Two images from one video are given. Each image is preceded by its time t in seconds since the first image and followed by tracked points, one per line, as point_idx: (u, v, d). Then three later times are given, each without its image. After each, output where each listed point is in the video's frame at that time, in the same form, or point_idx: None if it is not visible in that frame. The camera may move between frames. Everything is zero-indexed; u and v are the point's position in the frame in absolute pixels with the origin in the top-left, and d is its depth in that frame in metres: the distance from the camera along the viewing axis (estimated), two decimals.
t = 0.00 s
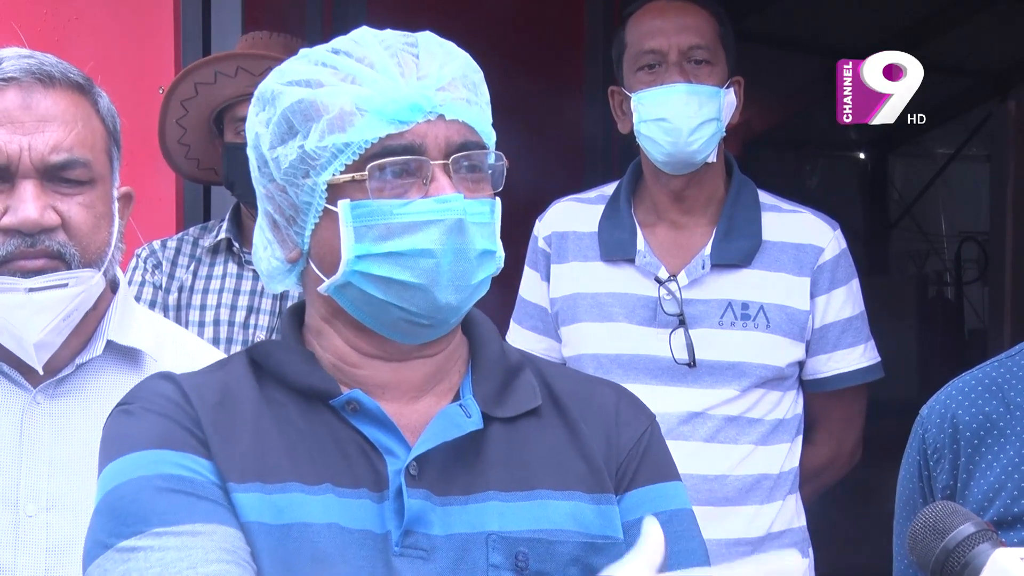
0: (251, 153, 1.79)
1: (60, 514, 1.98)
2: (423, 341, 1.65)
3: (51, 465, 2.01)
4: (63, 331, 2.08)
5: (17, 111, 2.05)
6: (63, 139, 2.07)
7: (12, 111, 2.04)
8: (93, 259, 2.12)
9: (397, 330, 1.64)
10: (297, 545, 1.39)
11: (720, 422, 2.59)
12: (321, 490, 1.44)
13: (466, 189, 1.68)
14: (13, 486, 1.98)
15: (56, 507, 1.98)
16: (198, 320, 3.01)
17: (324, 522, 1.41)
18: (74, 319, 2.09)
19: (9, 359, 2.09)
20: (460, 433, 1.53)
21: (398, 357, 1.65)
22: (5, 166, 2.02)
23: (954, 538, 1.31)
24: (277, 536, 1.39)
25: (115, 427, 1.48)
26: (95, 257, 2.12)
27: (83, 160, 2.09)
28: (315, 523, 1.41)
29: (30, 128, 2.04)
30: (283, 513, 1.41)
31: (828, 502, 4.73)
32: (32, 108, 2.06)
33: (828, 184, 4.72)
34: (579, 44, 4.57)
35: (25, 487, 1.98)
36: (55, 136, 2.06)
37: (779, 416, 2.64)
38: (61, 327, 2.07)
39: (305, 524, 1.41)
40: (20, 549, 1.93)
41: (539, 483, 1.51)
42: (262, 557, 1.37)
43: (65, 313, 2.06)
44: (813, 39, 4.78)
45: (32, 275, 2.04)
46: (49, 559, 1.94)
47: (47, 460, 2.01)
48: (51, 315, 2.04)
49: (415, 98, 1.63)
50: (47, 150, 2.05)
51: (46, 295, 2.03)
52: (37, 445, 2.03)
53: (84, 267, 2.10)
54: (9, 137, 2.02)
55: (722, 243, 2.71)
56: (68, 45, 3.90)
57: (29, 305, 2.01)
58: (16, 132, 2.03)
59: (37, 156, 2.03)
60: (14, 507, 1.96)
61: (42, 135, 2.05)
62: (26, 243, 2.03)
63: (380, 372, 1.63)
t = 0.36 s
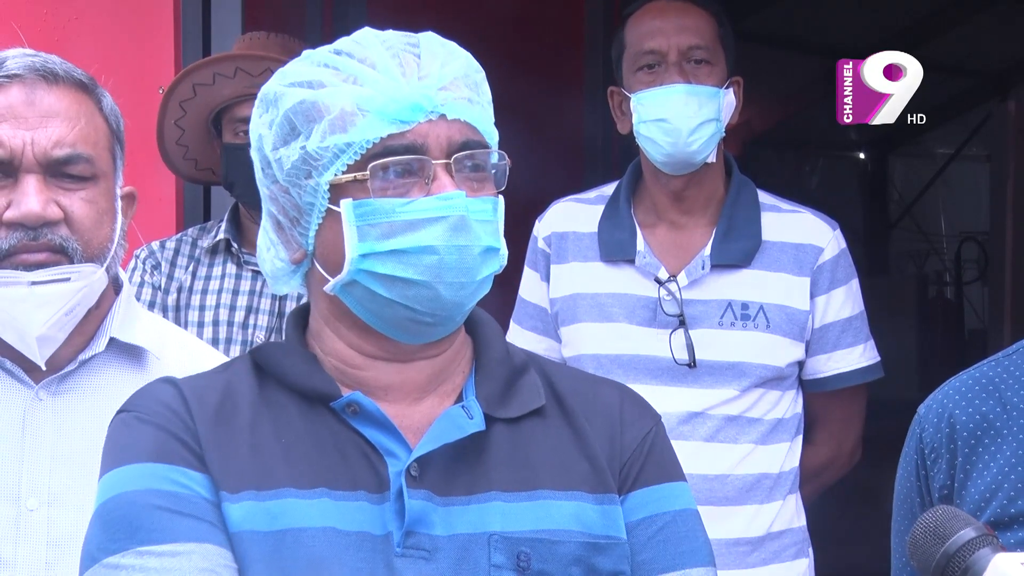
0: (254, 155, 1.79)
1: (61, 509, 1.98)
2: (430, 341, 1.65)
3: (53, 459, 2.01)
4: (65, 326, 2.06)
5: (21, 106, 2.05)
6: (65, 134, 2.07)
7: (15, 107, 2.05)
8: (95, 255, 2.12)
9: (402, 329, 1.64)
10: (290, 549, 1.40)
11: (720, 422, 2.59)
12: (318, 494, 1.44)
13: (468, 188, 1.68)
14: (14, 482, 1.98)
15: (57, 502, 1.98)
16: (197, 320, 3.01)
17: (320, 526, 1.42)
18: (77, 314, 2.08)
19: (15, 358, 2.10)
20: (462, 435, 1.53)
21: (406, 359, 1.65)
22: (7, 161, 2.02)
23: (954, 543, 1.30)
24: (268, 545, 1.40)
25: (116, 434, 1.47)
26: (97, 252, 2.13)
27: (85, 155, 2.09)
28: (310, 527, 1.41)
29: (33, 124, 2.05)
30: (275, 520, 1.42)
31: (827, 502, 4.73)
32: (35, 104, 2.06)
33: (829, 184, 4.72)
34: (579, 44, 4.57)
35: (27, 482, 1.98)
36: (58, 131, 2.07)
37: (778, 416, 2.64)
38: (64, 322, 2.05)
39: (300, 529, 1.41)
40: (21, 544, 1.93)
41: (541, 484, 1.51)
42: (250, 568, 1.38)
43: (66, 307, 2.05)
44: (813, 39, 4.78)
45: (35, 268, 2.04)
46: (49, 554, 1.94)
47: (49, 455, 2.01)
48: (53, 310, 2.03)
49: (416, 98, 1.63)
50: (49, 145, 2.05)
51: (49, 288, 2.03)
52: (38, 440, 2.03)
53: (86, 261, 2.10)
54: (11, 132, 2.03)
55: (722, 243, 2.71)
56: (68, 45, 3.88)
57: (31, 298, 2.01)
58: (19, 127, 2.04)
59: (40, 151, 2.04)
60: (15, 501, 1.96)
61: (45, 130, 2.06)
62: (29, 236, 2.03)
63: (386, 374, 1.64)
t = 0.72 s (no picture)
0: (257, 155, 1.78)
1: (60, 507, 1.98)
2: (431, 344, 1.66)
3: (51, 457, 2.02)
4: (62, 322, 2.06)
5: (15, 103, 2.06)
6: (59, 130, 2.08)
7: (10, 104, 2.05)
8: (91, 251, 2.13)
9: (406, 333, 1.64)
10: (293, 547, 1.40)
11: (720, 421, 2.59)
12: (320, 493, 1.45)
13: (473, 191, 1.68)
14: (13, 479, 1.98)
15: (55, 499, 1.98)
16: (197, 320, 3.01)
17: (322, 525, 1.42)
18: (73, 311, 2.08)
19: (14, 358, 2.11)
20: (463, 434, 1.53)
21: (404, 362, 1.65)
22: (3, 157, 2.03)
23: (955, 540, 1.31)
24: (272, 542, 1.40)
25: (116, 432, 1.48)
26: (92, 247, 2.13)
27: (80, 151, 2.10)
28: (313, 526, 1.42)
29: (27, 120, 2.05)
30: (279, 517, 1.42)
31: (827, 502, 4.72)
32: (29, 101, 2.07)
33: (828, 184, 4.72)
34: (579, 44, 4.56)
35: (24, 481, 1.98)
36: (52, 128, 2.07)
37: (778, 415, 2.64)
38: (60, 318, 2.06)
39: (303, 527, 1.41)
40: (19, 542, 1.93)
41: (541, 482, 1.51)
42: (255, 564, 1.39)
43: (62, 303, 2.05)
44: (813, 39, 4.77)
45: (30, 263, 2.05)
46: (47, 552, 1.94)
47: (46, 453, 2.02)
48: (49, 306, 2.03)
49: (424, 103, 1.63)
50: (43, 141, 2.05)
51: (45, 283, 2.03)
52: (36, 438, 2.03)
53: (81, 257, 2.10)
54: (6, 129, 2.04)
55: (722, 243, 2.71)
56: (69, 46, 3.88)
57: (26, 293, 2.01)
58: (13, 123, 2.04)
59: (33, 147, 2.04)
60: (13, 499, 1.97)
61: (39, 127, 2.06)
62: (23, 231, 2.04)
63: (386, 374, 1.64)
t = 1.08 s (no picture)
0: (247, 161, 1.76)
1: (59, 506, 1.98)
2: (426, 346, 1.67)
3: (51, 456, 2.02)
4: (63, 323, 2.07)
5: (15, 103, 2.06)
6: (60, 131, 2.08)
7: (10, 105, 2.05)
8: (91, 251, 2.13)
9: (402, 340, 1.65)
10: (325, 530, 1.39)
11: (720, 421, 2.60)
12: (346, 481, 1.45)
13: (467, 196, 1.70)
14: (12, 479, 1.99)
15: (55, 499, 1.98)
16: (197, 320, 3.01)
17: (349, 513, 1.42)
18: (74, 311, 2.09)
19: (15, 358, 2.11)
20: (464, 430, 1.54)
21: (400, 362, 1.66)
22: (3, 157, 2.03)
23: (960, 540, 1.32)
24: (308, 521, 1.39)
25: (138, 400, 1.45)
26: (93, 248, 2.13)
27: (80, 152, 2.10)
28: (341, 513, 1.41)
29: (28, 121, 2.06)
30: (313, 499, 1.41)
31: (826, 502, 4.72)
32: (29, 101, 2.07)
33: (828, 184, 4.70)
34: (579, 44, 4.56)
35: (24, 480, 1.98)
36: (53, 128, 2.07)
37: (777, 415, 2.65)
38: (60, 318, 2.06)
39: (333, 511, 1.41)
40: (18, 541, 1.94)
41: (539, 481, 1.52)
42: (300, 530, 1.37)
43: (63, 303, 2.06)
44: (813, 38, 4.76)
45: (31, 263, 2.06)
46: (46, 552, 1.94)
47: (46, 453, 2.02)
48: (49, 307, 2.03)
49: (421, 111, 1.62)
50: (44, 142, 2.06)
51: (44, 284, 2.03)
52: (37, 438, 2.03)
53: (82, 257, 2.11)
54: (7, 129, 2.04)
55: (722, 243, 2.72)
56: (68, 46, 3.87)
57: (26, 294, 2.02)
58: (14, 124, 2.04)
59: (34, 148, 2.04)
60: (13, 498, 1.97)
61: (40, 127, 2.06)
62: (24, 231, 2.05)
63: (382, 375, 1.65)
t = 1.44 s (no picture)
0: (238, 167, 1.76)
1: (61, 506, 1.98)
2: (423, 345, 1.68)
3: (52, 457, 2.02)
4: (64, 324, 2.07)
5: (16, 104, 2.06)
6: (61, 132, 2.08)
7: (11, 106, 2.05)
8: (93, 252, 2.13)
9: (398, 340, 1.65)
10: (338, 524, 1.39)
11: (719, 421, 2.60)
12: (355, 479, 1.45)
13: (459, 197, 1.68)
14: (13, 479, 1.98)
15: (56, 499, 1.98)
16: (197, 320, 3.01)
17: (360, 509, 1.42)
18: (75, 312, 2.09)
19: (17, 358, 2.11)
20: (468, 429, 1.55)
21: (399, 361, 1.67)
22: (4, 159, 2.03)
23: (965, 538, 1.32)
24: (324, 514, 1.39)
25: (149, 393, 1.44)
26: (94, 249, 2.13)
27: (82, 153, 2.10)
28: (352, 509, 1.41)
29: (29, 122, 2.06)
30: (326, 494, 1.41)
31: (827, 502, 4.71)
32: (31, 102, 2.07)
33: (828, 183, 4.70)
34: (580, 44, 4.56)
35: (26, 481, 1.98)
36: (54, 129, 2.07)
37: (778, 415, 2.65)
38: (62, 319, 2.06)
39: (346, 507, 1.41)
40: (20, 542, 1.93)
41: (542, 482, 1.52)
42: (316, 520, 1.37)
43: (65, 304, 2.06)
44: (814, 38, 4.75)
45: (32, 265, 2.05)
46: (48, 552, 1.94)
47: (48, 453, 2.02)
48: (51, 307, 2.03)
49: (407, 114, 1.62)
50: (46, 143, 2.05)
51: (46, 285, 2.03)
52: (39, 438, 2.03)
53: (83, 259, 2.10)
54: (8, 130, 2.04)
55: (722, 242, 2.72)
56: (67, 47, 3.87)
57: (28, 295, 2.02)
58: (15, 126, 2.04)
59: (36, 149, 2.04)
60: (14, 499, 1.97)
61: (41, 128, 2.06)
62: (26, 233, 2.04)
63: (381, 375, 1.66)
